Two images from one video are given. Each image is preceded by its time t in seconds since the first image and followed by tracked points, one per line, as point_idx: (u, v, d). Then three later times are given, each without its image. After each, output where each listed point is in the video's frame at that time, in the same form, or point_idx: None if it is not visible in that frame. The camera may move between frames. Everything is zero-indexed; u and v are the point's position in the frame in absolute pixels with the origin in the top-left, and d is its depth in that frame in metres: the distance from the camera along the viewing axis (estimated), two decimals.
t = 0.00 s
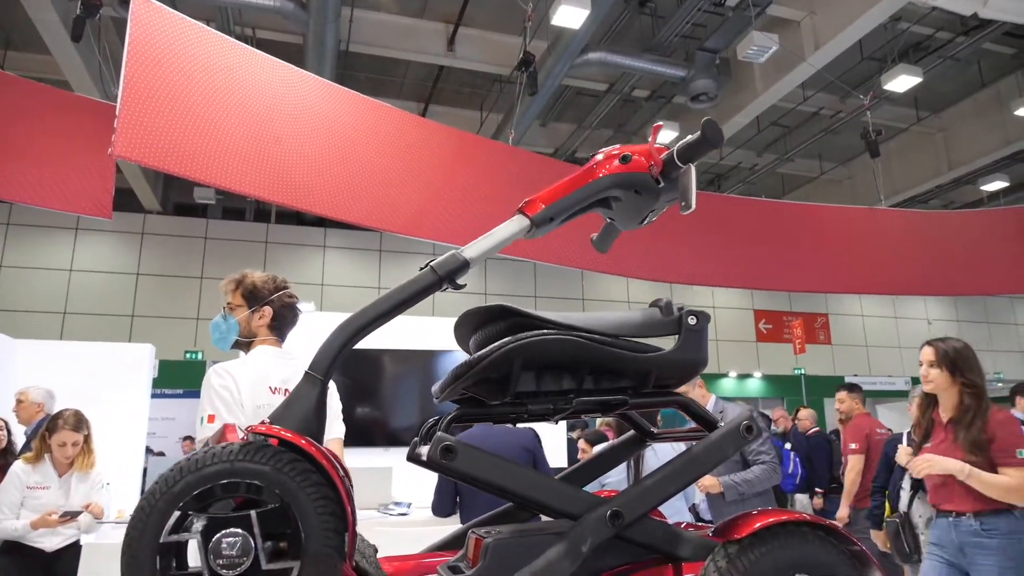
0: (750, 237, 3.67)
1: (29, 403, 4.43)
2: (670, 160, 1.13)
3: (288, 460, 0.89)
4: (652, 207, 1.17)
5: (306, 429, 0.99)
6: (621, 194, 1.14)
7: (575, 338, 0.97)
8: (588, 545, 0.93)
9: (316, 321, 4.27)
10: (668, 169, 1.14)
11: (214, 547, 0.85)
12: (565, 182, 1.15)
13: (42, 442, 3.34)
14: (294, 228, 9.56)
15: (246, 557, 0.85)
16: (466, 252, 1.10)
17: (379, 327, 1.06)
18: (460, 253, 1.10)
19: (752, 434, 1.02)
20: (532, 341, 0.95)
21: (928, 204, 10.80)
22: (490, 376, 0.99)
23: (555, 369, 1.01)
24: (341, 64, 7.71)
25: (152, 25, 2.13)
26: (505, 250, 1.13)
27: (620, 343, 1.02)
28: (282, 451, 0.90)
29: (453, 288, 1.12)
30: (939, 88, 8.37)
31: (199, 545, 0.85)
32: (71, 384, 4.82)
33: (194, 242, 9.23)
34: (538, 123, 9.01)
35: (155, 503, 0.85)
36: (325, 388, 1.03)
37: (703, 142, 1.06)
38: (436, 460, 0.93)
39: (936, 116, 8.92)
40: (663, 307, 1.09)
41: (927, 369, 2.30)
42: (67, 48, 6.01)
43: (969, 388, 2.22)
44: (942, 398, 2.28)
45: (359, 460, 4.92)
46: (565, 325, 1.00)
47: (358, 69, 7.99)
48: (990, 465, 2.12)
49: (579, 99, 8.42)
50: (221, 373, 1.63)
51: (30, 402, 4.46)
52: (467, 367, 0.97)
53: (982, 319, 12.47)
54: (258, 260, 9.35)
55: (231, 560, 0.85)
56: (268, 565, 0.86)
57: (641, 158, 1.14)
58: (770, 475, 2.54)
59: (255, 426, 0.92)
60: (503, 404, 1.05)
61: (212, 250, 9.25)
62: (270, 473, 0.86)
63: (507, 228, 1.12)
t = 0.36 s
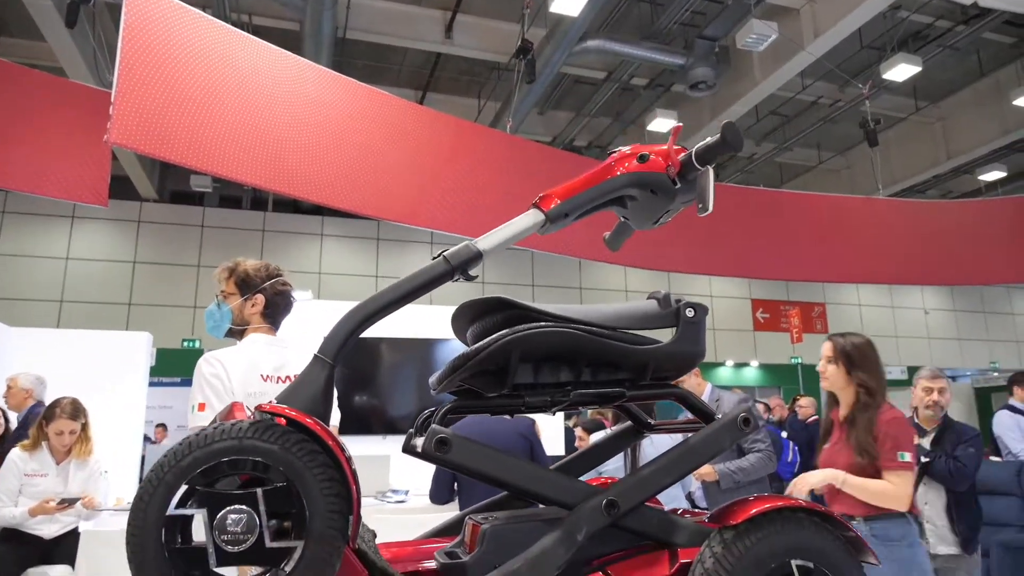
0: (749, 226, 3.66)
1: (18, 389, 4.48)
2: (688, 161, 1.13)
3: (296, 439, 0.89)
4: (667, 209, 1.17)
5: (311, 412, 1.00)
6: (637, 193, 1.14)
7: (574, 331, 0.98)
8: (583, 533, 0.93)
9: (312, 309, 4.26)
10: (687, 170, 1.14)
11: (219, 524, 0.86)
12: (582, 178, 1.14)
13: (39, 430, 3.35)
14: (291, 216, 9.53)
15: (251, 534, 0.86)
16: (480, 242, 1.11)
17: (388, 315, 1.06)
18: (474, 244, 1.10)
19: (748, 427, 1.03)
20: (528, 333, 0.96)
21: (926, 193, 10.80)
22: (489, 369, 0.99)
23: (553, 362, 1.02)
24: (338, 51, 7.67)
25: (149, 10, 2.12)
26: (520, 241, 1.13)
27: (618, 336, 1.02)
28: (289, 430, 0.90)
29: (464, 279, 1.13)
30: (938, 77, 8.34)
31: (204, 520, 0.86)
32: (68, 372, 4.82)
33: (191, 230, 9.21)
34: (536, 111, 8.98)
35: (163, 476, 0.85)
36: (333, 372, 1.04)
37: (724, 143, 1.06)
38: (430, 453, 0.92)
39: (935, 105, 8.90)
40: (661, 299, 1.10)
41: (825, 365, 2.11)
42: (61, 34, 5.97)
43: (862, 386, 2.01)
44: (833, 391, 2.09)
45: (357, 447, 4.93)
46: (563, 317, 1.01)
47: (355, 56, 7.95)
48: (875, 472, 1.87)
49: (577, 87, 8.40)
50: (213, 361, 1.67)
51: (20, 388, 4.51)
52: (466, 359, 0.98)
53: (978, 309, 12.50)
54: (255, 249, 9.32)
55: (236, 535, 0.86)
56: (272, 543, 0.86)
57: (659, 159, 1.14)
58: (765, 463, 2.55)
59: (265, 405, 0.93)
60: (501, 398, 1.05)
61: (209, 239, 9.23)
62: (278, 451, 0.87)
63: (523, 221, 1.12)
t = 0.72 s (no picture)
0: (745, 211, 3.66)
1: (7, 371, 4.67)
2: (705, 161, 1.15)
3: (303, 416, 0.89)
4: (682, 207, 1.18)
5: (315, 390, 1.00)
6: (652, 189, 1.15)
7: (569, 320, 0.99)
8: (577, 517, 0.95)
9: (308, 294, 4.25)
10: (702, 169, 1.15)
11: (224, 495, 0.87)
12: (599, 172, 1.15)
13: (35, 414, 3.34)
14: (287, 200, 9.50)
15: (254, 506, 0.87)
16: (493, 231, 1.12)
17: (398, 298, 1.06)
18: (488, 232, 1.11)
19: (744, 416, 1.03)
20: (524, 322, 0.97)
21: (923, 180, 10.81)
22: (484, 359, 1.00)
23: (549, 350, 1.02)
24: (333, 35, 7.61)
25: None
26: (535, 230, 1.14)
27: (614, 324, 1.04)
28: (296, 406, 0.90)
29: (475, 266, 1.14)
30: (937, 63, 8.31)
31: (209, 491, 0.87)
32: (64, 355, 4.83)
33: (187, 214, 9.17)
34: (532, 96, 8.94)
35: (170, 445, 0.86)
36: (340, 353, 1.03)
37: (743, 145, 1.08)
38: (423, 441, 0.93)
39: (933, 91, 8.88)
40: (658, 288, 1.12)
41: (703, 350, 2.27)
42: (53, 16, 5.91)
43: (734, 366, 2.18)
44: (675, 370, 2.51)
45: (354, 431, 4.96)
46: (558, 306, 1.01)
47: (351, 39, 7.89)
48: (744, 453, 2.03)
49: (574, 71, 8.36)
50: (205, 345, 1.66)
51: (10, 370, 4.70)
52: (462, 348, 0.98)
53: (973, 296, 12.55)
54: (250, 233, 9.29)
55: (239, 507, 0.87)
56: (274, 518, 0.87)
57: (676, 157, 1.15)
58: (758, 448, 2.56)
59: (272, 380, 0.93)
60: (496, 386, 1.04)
61: (205, 223, 9.19)
62: (284, 427, 0.87)
63: (538, 212, 1.13)
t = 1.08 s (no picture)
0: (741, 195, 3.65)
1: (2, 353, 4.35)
2: (721, 160, 1.11)
3: (308, 390, 0.89)
4: (694, 205, 1.15)
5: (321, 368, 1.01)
6: (666, 187, 1.12)
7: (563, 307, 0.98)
8: (570, 500, 0.95)
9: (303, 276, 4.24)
10: (717, 169, 1.12)
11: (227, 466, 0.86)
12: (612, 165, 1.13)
13: (29, 396, 3.34)
14: (280, 183, 9.44)
15: (257, 478, 0.87)
16: (505, 219, 1.11)
17: (404, 282, 1.06)
18: (498, 220, 1.11)
19: (739, 402, 1.03)
20: (518, 309, 0.97)
21: (919, 164, 10.80)
22: (478, 345, 1.00)
23: (542, 338, 1.02)
24: (327, 16, 7.53)
25: None
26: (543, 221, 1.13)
27: (609, 312, 1.03)
28: (303, 381, 0.90)
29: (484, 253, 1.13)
30: (935, 46, 8.26)
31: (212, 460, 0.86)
32: (57, 338, 4.81)
33: (180, 196, 9.11)
34: (528, 78, 8.88)
35: (175, 413, 0.86)
36: (347, 331, 1.04)
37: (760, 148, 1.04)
38: (415, 428, 0.94)
39: (930, 76, 8.83)
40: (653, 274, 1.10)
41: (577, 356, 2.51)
42: None
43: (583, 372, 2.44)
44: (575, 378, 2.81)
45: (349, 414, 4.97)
46: (553, 293, 1.01)
47: (345, 20, 7.81)
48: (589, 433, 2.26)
49: (570, 53, 8.30)
50: (179, 337, 1.67)
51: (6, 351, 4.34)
52: (456, 334, 0.98)
53: (966, 280, 12.59)
54: (244, 217, 9.25)
55: (241, 478, 0.87)
56: (276, 490, 0.86)
57: (691, 156, 1.12)
58: (749, 428, 2.56)
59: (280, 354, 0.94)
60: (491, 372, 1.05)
61: (198, 205, 9.14)
62: (289, 400, 0.87)
63: (548, 204, 1.11)
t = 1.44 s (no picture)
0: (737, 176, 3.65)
1: None
2: (736, 160, 1.13)
3: (315, 364, 0.91)
4: (707, 204, 1.17)
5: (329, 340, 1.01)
6: (680, 184, 1.13)
7: (558, 293, 0.98)
8: (562, 482, 0.95)
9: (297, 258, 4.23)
10: (731, 170, 1.14)
11: (232, 435, 0.87)
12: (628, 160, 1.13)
13: (22, 377, 3.32)
14: (274, 164, 9.38)
15: (260, 448, 0.87)
16: (518, 206, 1.11)
17: (411, 265, 1.07)
18: (512, 206, 1.11)
19: (732, 387, 1.03)
20: (512, 295, 0.96)
21: (914, 147, 10.80)
22: (473, 331, 1.00)
23: (537, 325, 1.02)
24: None
25: None
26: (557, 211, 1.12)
27: (604, 298, 1.03)
28: (312, 353, 0.93)
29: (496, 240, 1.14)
30: (932, 28, 8.21)
31: (216, 427, 0.88)
32: (51, 320, 4.79)
33: (172, 177, 9.04)
34: (523, 59, 8.81)
35: (184, 379, 0.88)
36: (356, 308, 1.04)
37: (777, 150, 1.06)
38: (406, 416, 0.94)
39: (927, 57, 8.79)
40: (649, 261, 1.11)
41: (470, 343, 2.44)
42: None
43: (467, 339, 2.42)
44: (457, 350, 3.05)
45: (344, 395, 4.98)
46: (548, 279, 1.01)
47: None
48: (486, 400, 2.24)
49: (565, 33, 8.23)
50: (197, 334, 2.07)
51: None
52: (451, 320, 0.99)
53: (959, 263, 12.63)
54: (237, 199, 9.19)
55: (244, 448, 0.87)
56: (278, 461, 0.88)
57: (706, 153, 1.14)
58: (740, 409, 2.54)
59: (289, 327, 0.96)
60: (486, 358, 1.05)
61: (190, 187, 9.07)
62: (297, 373, 0.89)
63: (563, 194, 1.11)
